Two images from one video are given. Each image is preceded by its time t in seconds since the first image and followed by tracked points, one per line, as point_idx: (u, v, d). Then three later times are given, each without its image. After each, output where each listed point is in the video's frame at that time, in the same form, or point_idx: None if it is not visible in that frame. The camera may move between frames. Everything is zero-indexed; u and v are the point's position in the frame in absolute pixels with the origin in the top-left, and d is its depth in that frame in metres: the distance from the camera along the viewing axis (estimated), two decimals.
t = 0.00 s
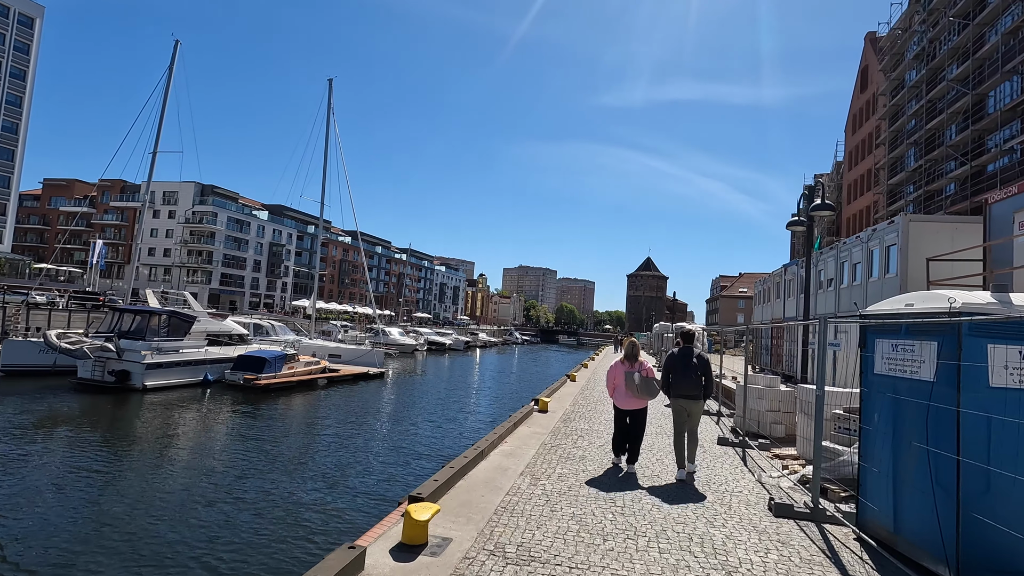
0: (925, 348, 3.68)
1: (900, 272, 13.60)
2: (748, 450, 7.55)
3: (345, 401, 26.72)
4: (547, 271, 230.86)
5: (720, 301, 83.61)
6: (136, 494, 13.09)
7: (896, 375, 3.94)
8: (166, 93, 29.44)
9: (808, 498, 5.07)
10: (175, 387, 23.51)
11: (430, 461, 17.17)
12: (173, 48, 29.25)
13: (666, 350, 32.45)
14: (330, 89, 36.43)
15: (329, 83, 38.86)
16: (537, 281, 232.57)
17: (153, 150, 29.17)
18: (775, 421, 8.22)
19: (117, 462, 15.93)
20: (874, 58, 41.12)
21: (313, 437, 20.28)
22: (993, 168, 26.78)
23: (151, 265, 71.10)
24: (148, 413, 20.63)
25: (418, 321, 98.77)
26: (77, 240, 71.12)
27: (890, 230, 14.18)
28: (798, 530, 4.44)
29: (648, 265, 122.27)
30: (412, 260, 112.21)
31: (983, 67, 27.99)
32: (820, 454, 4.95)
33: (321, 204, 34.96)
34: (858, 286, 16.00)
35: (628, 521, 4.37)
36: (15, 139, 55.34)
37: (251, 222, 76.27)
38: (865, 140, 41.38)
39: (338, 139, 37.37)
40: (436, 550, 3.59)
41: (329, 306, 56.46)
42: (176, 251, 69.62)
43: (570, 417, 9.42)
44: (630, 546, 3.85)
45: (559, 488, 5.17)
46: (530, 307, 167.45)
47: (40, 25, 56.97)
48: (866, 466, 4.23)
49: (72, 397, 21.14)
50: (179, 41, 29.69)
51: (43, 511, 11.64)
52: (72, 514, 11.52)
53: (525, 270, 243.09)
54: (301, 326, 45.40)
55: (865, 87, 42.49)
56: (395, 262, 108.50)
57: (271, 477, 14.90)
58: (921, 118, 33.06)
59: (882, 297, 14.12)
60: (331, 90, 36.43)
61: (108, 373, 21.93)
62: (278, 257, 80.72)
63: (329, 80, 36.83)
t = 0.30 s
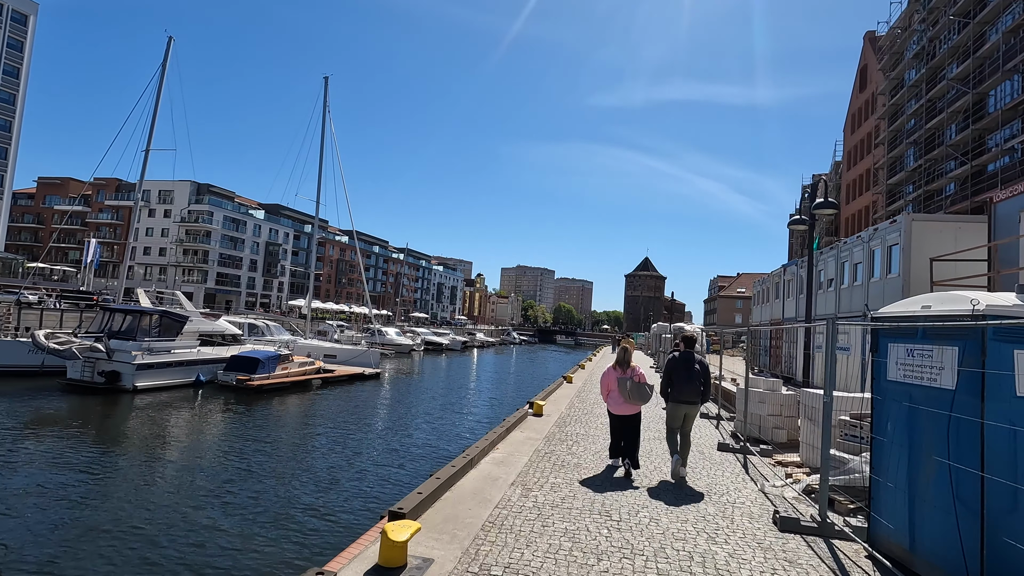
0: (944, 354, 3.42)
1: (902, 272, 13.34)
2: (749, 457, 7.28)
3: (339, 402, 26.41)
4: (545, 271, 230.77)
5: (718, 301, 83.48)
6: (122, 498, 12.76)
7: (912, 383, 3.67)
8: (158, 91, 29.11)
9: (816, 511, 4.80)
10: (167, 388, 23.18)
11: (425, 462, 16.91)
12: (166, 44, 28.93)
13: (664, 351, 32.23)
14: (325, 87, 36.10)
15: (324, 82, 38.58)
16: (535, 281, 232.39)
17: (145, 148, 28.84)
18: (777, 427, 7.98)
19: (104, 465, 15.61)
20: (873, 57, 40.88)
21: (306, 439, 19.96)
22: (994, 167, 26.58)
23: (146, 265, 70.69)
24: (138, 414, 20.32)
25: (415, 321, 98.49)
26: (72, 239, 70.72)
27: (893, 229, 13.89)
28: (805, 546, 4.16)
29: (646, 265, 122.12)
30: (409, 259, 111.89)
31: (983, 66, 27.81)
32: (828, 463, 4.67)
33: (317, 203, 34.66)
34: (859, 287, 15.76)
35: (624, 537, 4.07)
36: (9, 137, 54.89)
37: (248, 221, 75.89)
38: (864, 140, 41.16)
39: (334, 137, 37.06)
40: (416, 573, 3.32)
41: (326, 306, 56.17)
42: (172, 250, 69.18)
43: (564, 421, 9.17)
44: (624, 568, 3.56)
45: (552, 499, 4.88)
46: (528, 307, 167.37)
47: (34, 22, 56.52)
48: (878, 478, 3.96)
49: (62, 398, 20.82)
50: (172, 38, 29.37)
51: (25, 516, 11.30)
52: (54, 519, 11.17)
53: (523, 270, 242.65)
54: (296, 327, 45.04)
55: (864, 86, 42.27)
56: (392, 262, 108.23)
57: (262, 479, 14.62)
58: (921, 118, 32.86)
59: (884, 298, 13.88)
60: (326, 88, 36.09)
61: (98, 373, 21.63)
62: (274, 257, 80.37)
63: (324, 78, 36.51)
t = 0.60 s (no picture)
0: (973, 352, 3.15)
1: (906, 271, 13.09)
2: (754, 459, 7.02)
3: (335, 403, 26.10)
4: (543, 271, 230.54)
5: (716, 301, 83.28)
6: (110, 500, 12.44)
7: (936, 383, 3.40)
8: (151, 87, 28.70)
9: (829, 520, 4.54)
10: (159, 388, 22.84)
11: (421, 464, 16.60)
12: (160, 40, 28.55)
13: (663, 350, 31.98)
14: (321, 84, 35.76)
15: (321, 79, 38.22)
16: (533, 281, 232.09)
17: (139, 145, 28.42)
18: (782, 428, 7.76)
19: (93, 466, 15.28)
20: (872, 55, 40.72)
21: (300, 440, 19.65)
22: (995, 165, 26.38)
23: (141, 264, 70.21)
24: (129, 415, 19.97)
25: (412, 321, 98.19)
26: (67, 238, 70.27)
27: (896, 226, 13.64)
28: (820, 558, 3.89)
29: (645, 265, 121.83)
30: (407, 259, 111.53)
31: (984, 63, 27.60)
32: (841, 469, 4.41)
33: (312, 202, 34.28)
34: (862, 284, 15.53)
35: (627, 551, 3.79)
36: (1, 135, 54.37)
37: (244, 220, 75.46)
38: (863, 138, 40.98)
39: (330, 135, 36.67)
40: None
41: (322, 305, 55.81)
42: (167, 249, 68.69)
43: (562, 422, 8.91)
44: None
45: (549, 508, 4.59)
46: (525, 307, 167.11)
47: (28, 19, 56.02)
48: (899, 485, 3.69)
49: (51, 398, 20.46)
50: (165, 34, 28.98)
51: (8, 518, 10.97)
52: (39, 521, 10.85)
53: (521, 269, 242.42)
54: (292, 326, 44.66)
55: (863, 84, 42.09)
56: (389, 262, 107.85)
57: (254, 480, 14.33)
58: (921, 116, 32.68)
59: (887, 296, 13.63)
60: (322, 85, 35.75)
61: (88, 374, 21.29)
62: (271, 256, 79.97)
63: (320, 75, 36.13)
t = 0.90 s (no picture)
0: (1013, 358, 2.85)
1: (912, 269, 12.79)
2: (761, 467, 6.71)
3: (331, 403, 25.76)
4: (541, 270, 230.35)
5: (715, 301, 83.06)
6: (97, 503, 12.10)
7: (970, 392, 3.10)
8: (144, 84, 28.30)
9: (847, 537, 4.24)
10: (151, 389, 22.48)
11: (417, 466, 16.29)
12: (153, 36, 28.17)
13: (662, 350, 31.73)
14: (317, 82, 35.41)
15: (318, 76, 37.86)
16: (531, 280, 231.86)
17: (132, 142, 28.04)
18: (789, 433, 7.42)
19: (81, 469, 14.94)
20: (872, 53, 40.52)
21: (294, 441, 19.31)
22: (997, 163, 26.11)
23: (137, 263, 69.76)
24: (120, 417, 19.62)
25: (410, 321, 97.84)
26: (62, 237, 69.81)
27: (902, 224, 13.33)
28: None
29: (643, 265, 121.54)
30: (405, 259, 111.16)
31: (986, 60, 27.32)
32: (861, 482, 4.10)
33: (308, 200, 33.89)
34: (865, 284, 15.26)
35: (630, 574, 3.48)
36: None
37: (240, 219, 75.03)
38: (863, 137, 40.73)
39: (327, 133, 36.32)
40: None
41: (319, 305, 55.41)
42: (163, 248, 68.21)
43: (560, 427, 8.60)
44: None
45: (548, 524, 4.27)
46: (524, 306, 166.92)
47: (21, 16, 55.56)
48: (926, 501, 3.41)
49: (41, 400, 20.10)
50: (158, 30, 28.59)
51: None
52: (21, 526, 10.51)
53: (519, 269, 242.16)
54: (287, 326, 44.28)
55: (863, 83, 41.83)
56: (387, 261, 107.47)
57: (246, 483, 14.00)
58: (922, 114, 32.45)
59: (893, 296, 13.34)
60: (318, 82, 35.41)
61: (78, 375, 20.93)
62: (267, 256, 79.58)
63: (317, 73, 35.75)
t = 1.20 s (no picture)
0: None
1: (916, 267, 12.52)
2: (766, 471, 6.44)
3: (325, 404, 25.44)
4: (540, 271, 230.35)
5: (713, 301, 82.87)
6: (83, 506, 11.77)
7: (1004, 396, 2.81)
8: (137, 81, 27.92)
9: (864, 550, 3.94)
10: (142, 390, 22.11)
11: (412, 467, 15.97)
12: (145, 31, 27.78)
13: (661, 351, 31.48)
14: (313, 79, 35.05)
15: (313, 74, 37.46)
16: (529, 280, 231.59)
17: (124, 140, 27.66)
18: (793, 436, 7.14)
19: (67, 471, 14.58)
20: (871, 52, 40.34)
21: (287, 442, 18.99)
22: (998, 162, 25.88)
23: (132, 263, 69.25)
24: (110, 418, 19.27)
25: (408, 321, 97.43)
26: (57, 237, 69.34)
27: (906, 221, 13.03)
28: None
29: (641, 265, 121.27)
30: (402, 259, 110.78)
31: (987, 58, 27.10)
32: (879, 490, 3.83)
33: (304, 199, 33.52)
34: (868, 283, 15.00)
35: None
36: None
37: (237, 219, 74.60)
38: (862, 136, 40.54)
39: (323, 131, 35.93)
40: None
41: (315, 305, 55.02)
42: (158, 248, 67.71)
43: (555, 429, 8.34)
44: None
45: (541, 536, 3.97)
46: (522, 307, 166.49)
47: (15, 14, 55.09)
48: (952, 512, 3.14)
49: (29, 401, 19.74)
50: (151, 26, 28.21)
51: None
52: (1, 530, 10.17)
53: (517, 269, 241.82)
54: (282, 326, 43.89)
55: (863, 82, 41.60)
56: (385, 261, 107.04)
57: (236, 486, 13.67)
58: (922, 113, 32.26)
59: (897, 294, 13.07)
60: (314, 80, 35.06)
61: (67, 376, 20.56)
62: (264, 256, 79.16)
63: (312, 71, 35.35)
